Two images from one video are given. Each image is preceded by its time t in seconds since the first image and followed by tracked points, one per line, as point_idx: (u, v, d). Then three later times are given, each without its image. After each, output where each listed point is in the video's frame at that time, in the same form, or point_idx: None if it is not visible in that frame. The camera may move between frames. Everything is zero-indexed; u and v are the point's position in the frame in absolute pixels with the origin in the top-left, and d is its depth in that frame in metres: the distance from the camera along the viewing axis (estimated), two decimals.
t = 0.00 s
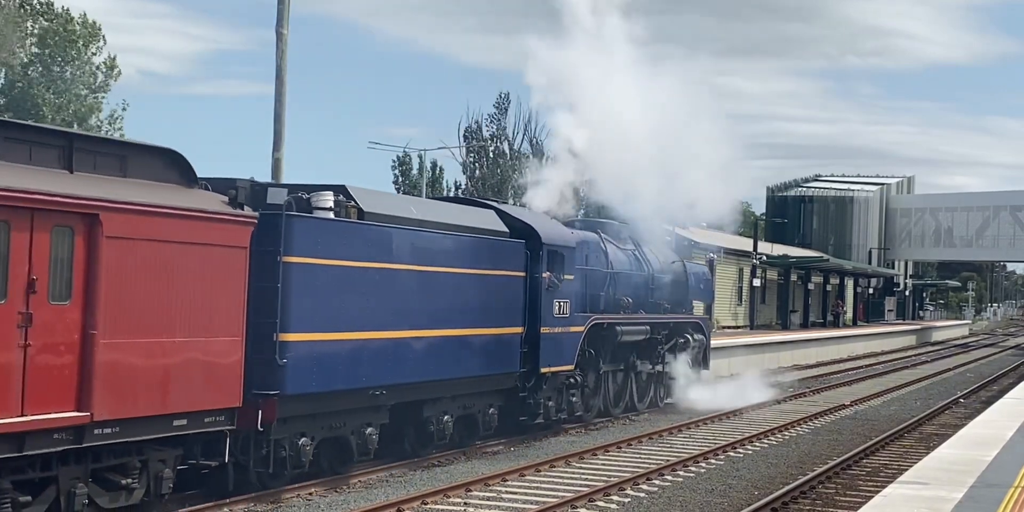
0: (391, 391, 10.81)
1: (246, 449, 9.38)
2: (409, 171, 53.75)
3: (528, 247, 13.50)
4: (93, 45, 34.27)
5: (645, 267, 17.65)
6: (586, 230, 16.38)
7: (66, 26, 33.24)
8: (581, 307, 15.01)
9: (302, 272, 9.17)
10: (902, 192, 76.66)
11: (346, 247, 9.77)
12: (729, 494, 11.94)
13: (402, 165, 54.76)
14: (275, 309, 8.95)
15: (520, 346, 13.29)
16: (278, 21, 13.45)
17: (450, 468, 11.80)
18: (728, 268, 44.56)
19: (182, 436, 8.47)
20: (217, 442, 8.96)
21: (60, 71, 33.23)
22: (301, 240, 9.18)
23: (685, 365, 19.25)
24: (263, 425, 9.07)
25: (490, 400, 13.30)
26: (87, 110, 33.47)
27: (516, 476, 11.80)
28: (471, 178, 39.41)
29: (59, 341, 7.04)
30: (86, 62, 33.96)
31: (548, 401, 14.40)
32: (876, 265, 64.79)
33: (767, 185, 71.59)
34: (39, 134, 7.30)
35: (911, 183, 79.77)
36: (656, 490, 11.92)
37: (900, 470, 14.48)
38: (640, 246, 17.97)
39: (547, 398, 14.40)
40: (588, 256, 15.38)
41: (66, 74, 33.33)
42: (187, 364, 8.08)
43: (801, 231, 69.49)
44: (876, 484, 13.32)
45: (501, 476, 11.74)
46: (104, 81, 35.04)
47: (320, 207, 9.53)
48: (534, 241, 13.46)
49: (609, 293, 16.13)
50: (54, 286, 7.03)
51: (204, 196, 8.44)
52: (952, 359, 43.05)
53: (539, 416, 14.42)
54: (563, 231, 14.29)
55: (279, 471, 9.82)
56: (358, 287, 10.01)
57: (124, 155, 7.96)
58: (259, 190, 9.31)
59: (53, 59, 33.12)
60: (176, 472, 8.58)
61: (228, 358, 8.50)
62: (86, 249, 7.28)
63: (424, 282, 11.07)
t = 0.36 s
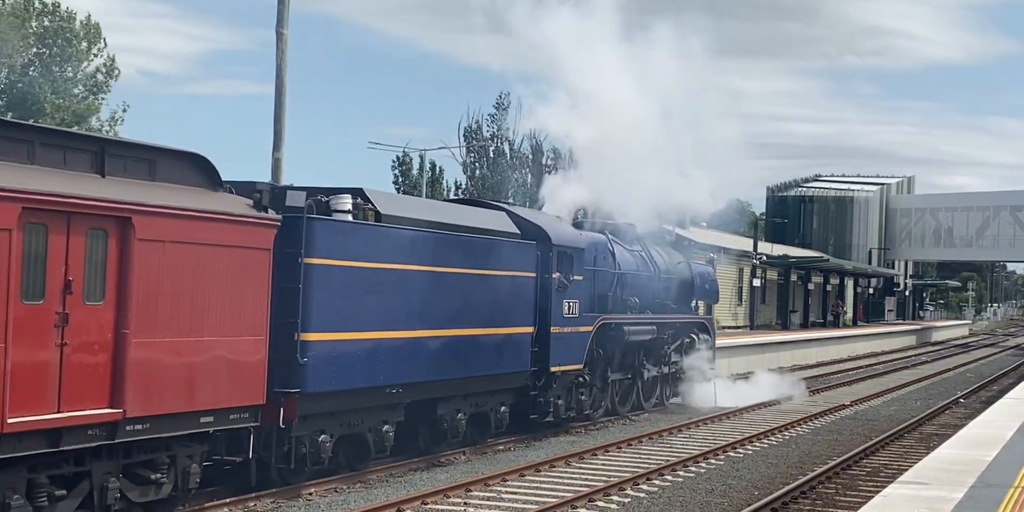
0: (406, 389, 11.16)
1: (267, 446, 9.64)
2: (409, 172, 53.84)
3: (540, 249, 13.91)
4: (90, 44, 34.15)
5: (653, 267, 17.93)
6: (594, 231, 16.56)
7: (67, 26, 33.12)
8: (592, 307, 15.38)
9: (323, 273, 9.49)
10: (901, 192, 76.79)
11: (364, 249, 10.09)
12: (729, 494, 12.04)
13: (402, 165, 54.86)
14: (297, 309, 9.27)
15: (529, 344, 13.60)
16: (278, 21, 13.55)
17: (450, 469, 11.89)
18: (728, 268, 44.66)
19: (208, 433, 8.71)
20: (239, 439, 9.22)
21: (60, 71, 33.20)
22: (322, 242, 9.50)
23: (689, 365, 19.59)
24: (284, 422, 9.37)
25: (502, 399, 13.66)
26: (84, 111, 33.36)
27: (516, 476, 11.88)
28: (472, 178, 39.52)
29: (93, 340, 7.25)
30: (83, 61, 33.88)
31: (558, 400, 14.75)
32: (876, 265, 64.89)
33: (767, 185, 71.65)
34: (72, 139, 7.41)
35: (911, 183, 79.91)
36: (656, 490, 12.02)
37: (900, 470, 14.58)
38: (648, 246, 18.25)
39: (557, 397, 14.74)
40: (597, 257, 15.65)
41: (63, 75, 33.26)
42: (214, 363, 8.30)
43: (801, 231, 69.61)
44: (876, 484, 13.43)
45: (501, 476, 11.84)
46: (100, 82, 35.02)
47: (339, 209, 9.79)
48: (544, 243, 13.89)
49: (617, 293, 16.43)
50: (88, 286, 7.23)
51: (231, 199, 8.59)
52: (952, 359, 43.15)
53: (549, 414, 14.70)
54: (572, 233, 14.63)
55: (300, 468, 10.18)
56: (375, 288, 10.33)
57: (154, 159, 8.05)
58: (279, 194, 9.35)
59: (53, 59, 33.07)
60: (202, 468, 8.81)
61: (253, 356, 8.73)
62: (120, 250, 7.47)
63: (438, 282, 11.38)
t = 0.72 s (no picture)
0: (424, 387, 11.39)
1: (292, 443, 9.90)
2: (409, 171, 53.92)
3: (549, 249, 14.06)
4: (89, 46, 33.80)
5: (660, 268, 18.21)
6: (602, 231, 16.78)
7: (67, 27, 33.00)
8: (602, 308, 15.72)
9: (345, 274, 9.74)
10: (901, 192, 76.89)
11: (383, 250, 10.34)
12: (728, 495, 12.14)
13: (402, 165, 54.87)
14: (320, 309, 9.53)
15: (541, 344, 13.84)
16: (278, 21, 13.69)
17: (450, 468, 12.01)
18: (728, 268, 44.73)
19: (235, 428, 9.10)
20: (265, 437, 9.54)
21: (58, 70, 32.78)
22: (343, 243, 9.74)
23: (698, 365, 19.89)
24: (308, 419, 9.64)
25: (514, 397, 13.96)
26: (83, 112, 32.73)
27: (516, 476, 12.00)
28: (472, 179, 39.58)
29: (128, 339, 7.57)
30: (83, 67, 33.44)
31: (568, 398, 15.07)
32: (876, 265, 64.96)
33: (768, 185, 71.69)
34: (105, 145, 7.75)
35: (911, 183, 80.01)
36: (656, 490, 12.12)
37: (899, 470, 14.69)
38: (654, 246, 18.52)
39: (567, 395, 15.07)
40: (607, 257, 15.92)
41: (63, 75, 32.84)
42: (242, 361, 8.62)
43: (801, 230, 69.71)
44: (877, 484, 13.53)
45: (501, 476, 11.95)
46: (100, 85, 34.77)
47: (359, 212, 10.21)
48: (555, 243, 14.04)
49: (625, 294, 16.72)
50: (124, 288, 7.55)
51: (257, 202, 8.92)
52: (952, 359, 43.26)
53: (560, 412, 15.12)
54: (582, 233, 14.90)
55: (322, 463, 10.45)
56: (395, 288, 10.58)
57: (182, 164, 8.39)
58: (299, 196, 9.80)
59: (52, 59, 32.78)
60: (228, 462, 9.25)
61: (279, 355, 9.04)
62: (154, 252, 7.79)
63: (455, 282, 11.61)
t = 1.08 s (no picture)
0: (439, 385, 11.73)
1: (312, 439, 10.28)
2: (410, 171, 53.90)
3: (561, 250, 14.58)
4: (88, 49, 32.77)
5: (667, 269, 18.54)
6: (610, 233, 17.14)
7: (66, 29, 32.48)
8: (610, 308, 16.16)
9: (365, 275, 10.07)
10: (901, 192, 76.99)
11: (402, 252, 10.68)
12: (728, 495, 12.24)
13: (402, 165, 54.95)
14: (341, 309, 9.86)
15: (552, 343, 14.19)
16: (277, 21, 13.81)
17: (450, 468, 12.10)
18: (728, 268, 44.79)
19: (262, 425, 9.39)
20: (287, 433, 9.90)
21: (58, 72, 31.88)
22: (363, 245, 10.07)
23: (706, 366, 20.23)
24: (329, 416, 9.97)
25: (525, 395, 14.35)
26: (80, 114, 31.64)
27: (516, 476, 12.10)
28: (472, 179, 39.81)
29: (160, 337, 7.91)
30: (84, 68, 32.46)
31: (578, 396, 15.49)
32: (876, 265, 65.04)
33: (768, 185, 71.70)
34: (137, 151, 8.11)
35: (911, 183, 80.10)
36: (656, 490, 12.23)
37: (899, 470, 14.79)
38: (661, 247, 18.83)
39: (577, 393, 15.49)
40: (614, 258, 16.34)
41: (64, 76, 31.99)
42: (267, 359, 8.98)
43: (801, 230, 69.77)
44: (876, 484, 13.63)
45: (501, 476, 12.06)
46: (98, 87, 34.00)
47: (377, 214, 10.42)
48: (567, 245, 14.55)
49: (632, 294, 17.10)
50: (157, 288, 7.90)
51: (279, 205, 9.31)
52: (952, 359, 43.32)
53: (571, 410, 15.59)
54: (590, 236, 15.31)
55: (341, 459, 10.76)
56: (412, 289, 10.93)
57: (208, 169, 8.77)
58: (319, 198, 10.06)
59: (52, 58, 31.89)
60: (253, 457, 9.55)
61: (302, 353, 9.41)
62: (184, 254, 8.13)
63: (470, 283, 11.98)
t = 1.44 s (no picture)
0: (454, 383, 12.40)
1: (334, 435, 10.96)
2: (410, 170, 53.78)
3: (572, 252, 14.99)
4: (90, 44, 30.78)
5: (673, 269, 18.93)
6: (620, 235, 17.65)
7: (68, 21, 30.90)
8: (619, 309, 16.54)
9: (384, 276, 10.66)
10: (901, 192, 77.05)
11: (418, 254, 11.26)
12: (728, 494, 12.34)
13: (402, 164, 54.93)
14: (361, 310, 10.46)
15: (563, 343, 14.79)
16: (277, 21, 13.93)
17: (450, 468, 12.21)
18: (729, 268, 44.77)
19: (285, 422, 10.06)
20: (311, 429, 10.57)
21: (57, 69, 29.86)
22: (382, 248, 10.66)
23: (713, 364, 20.47)
24: (349, 412, 10.64)
25: (537, 394, 14.84)
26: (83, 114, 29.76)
27: (516, 476, 12.19)
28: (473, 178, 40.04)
29: (192, 336, 8.39)
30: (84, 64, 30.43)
31: (588, 394, 16.02)
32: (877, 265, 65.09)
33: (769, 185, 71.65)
34: (170, 156, 8.56)
35: (911, 183, 80.15)
36: (656, 489, 12.32)
37: (899, 470, 14.88)
38: (668, 248, 19.18)
39: (587, 392, 15.99)
40: (623, 259, 16.74)
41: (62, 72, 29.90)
42: (290, 357, 9.48)
43: (801, 230, 69.77)
44: (877, 484, 13.72)
45: (501, 476, 12.15)
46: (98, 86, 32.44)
47: (395, 217, 10.97)
48: (576, 247, 14.95)
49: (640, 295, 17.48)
50: (189, 289, 8.37)
51: (303, 208, 9.79)
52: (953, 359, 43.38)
53: (580, 408, 16.11)
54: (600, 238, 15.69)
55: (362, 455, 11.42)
56: (429, 290, 11.51)
57: (236, 173, 9.23)
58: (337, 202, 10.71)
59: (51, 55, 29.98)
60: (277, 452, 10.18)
61: (322, 352, 9.94)
62: (213, 256, 8.61)
63: (483, 284, 12.54)
